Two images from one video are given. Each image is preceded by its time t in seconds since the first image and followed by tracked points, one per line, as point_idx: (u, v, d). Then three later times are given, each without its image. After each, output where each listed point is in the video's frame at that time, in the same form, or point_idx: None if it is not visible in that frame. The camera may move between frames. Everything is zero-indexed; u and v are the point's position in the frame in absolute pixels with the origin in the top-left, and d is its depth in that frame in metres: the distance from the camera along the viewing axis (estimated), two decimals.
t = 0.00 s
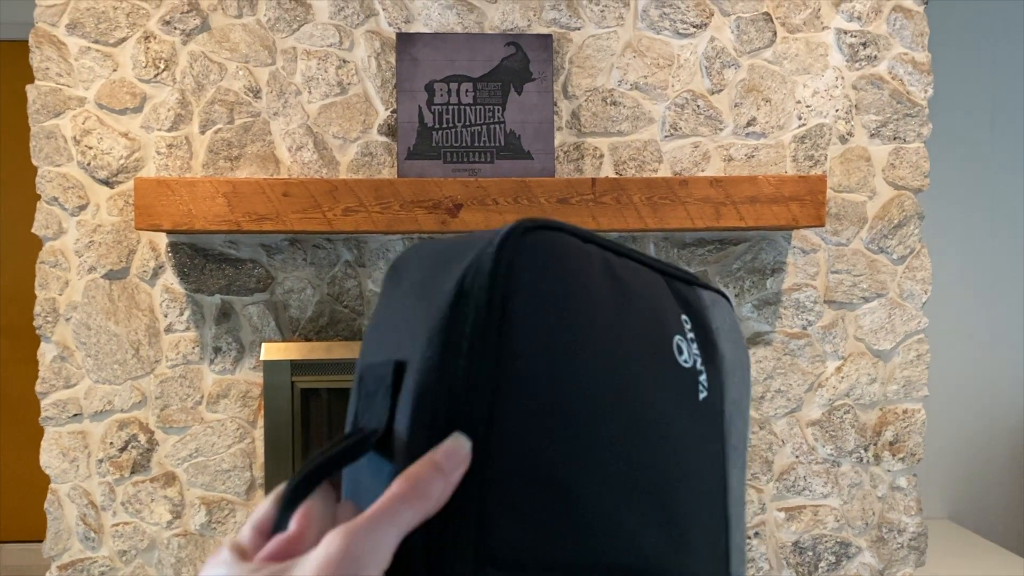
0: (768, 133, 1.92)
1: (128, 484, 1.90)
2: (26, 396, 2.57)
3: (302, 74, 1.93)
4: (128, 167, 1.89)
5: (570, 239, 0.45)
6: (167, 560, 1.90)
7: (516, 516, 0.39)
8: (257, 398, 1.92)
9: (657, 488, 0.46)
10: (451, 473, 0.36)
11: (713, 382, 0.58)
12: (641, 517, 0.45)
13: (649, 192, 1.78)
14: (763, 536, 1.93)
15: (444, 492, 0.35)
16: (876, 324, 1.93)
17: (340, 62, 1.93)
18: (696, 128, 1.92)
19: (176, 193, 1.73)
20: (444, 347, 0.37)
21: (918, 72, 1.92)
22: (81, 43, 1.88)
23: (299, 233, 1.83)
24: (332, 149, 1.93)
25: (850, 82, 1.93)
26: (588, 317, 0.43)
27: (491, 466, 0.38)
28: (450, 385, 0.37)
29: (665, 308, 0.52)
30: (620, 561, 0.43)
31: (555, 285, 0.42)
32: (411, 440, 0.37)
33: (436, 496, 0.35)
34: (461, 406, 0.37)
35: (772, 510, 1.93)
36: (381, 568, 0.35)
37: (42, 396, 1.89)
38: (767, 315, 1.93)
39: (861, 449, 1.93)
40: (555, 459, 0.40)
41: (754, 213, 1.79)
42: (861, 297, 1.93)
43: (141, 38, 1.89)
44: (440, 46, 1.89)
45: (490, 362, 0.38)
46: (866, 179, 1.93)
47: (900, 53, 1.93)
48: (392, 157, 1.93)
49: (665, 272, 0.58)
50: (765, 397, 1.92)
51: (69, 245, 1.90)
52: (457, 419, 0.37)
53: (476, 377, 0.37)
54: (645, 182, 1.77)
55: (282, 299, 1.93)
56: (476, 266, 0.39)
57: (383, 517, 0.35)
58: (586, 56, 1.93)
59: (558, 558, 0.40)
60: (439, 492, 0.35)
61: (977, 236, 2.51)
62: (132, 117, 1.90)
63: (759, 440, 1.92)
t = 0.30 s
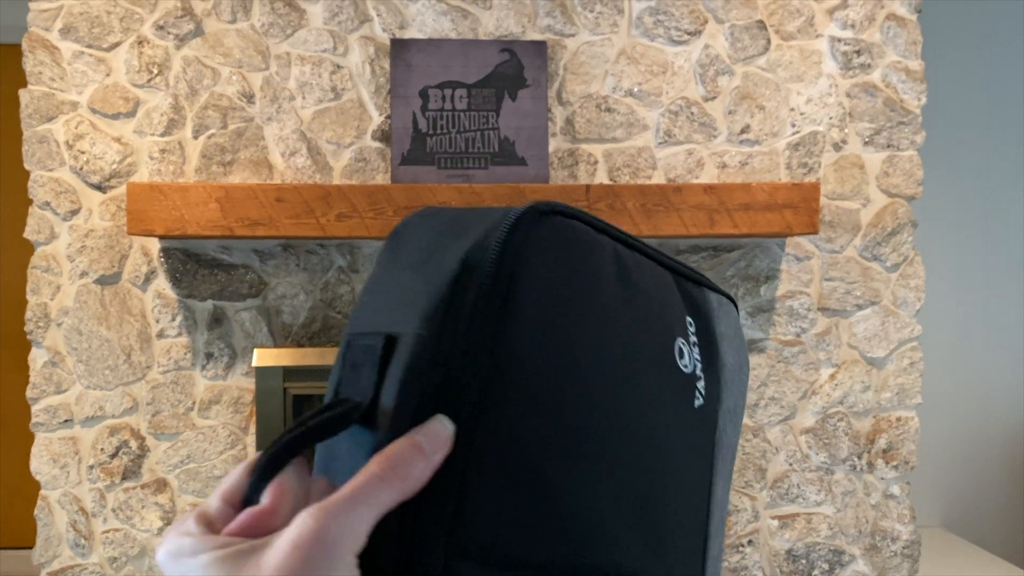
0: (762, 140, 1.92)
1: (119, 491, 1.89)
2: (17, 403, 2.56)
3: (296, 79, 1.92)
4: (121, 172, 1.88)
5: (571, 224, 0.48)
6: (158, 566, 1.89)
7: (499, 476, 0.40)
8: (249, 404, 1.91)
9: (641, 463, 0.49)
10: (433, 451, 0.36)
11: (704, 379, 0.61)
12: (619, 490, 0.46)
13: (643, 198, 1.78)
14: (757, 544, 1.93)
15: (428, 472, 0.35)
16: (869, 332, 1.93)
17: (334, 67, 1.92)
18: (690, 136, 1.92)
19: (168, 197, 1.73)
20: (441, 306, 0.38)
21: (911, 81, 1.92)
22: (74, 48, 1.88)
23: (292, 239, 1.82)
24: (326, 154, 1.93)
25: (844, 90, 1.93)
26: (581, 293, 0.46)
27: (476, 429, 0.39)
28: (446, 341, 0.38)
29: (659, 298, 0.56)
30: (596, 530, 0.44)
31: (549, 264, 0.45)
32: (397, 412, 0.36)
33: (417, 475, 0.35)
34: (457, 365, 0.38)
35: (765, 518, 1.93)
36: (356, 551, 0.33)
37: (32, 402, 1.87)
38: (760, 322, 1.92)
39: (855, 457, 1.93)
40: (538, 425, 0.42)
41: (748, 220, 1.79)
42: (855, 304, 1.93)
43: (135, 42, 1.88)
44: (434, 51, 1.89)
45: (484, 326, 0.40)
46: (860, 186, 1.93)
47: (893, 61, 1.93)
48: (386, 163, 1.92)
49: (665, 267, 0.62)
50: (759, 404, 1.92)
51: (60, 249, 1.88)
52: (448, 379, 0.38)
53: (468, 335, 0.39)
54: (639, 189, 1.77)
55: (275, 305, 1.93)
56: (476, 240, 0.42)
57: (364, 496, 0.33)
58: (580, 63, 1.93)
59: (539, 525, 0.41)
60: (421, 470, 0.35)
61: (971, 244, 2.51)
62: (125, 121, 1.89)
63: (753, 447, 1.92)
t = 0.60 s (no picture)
0: (757, 145, 1.93)
1: (113, 494, 1.88)
2: (10, 407, 2.55)
3: (292, 83, 1.92)
4: (116, 175, 1.88)
5: (552, 194, 0.50)
6: (152, 570, 1.88)
7: (492, 443, 0.43)
8: (244, 407, 1.91)
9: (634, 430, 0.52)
10: (423, 427, 0.39)
11: (686, 343, 0.64)
12: (613, 453, 0.49)
13: (638, 202, 1.78)
14: (752, 548, 1.93)
15: (416, 445, 0.39)
16: (864, 336, 1.93)
17: (330, 71, 1.93)
18: (685, 140, 1.93)
19: (164, 201, 1.73)
20: (424, 291, 0.42)
21: (906, 86, 1.93)
22: (70, 50, 1.87)
23: (287, 242, 1.82)
24: (322, 157, 1.93)
25: (839, 95, 1.93)
26: (566, 263, 0.48)
27: (466, 400, 0.42)
28: (430, 324, 0.41)
29: (637, 267, 0.58)
30: (591, 490, 0.47)
31: (533, 237, 0.47)
32: (386, 393, 0.41)
33: (407, 447, 0.39)
34: (442, 343, 0.41)
35: (761, 522, 1.93)
36: (354, 520, 0.39)
37: (26, 405, 1.87)
38: (756, 326, 1.93)
39: (850, 461, 1.93)
40: (531, 394, 0.44)
41: (743, 224, 1.80)
42: (850, 308, 1.93)
43: (131, 45, 1.88)
44: (431, 55, 1.89)
45: (470, 303, 0.43)
46: (855, 191, 1.93)
47: (888, 66, 1.94)
48: (382, 166, 1.92)
49: (642, 237, 0.65)
50: (755, 408, 1.92)
51: (55, 252, 1.88)
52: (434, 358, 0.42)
53: (452, 314, 0.42)
54: (634, 194, 1.78)
55: (270, 308, 1.93)
56: (458, 221, 0.44)
57: (357, 472, 0.38)
58: (576, 68, 1.93)
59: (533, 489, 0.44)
60: (410, 444, 0.39)
61: (965, 249, 2.52)
62: (120, 124, 1.89)
63: (748, 451, 1.92)
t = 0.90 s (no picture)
0: (752, 148, 1.94)
1: (111, 496, 1.89)
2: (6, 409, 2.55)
3: (289, 86, 1.93)
4: (114, 177, 1.88)
5: (543, 214, 0.50)
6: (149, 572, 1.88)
7: (479, 463, 0.42)
8: (241, 409, 1.92)
9: (611, 452, 0.52)
10: (412, 443, 0.38)
11: (666, 366, 0.65)
12: (592, 474, 0.49)
13: (635, 205, 1.78)
14: (747, 549, 1.94)
15: (404, 467, 0.38)
16: (858, 338, 1.95)
17: (327, 74, 1.93)
18: (681, 143, 1.94)
19: (161, 203, 1.73)
20: (416, 304, 0.40)
21: (900, 89, 1.94)
22: (67, 53, 1.88)
23: (285, 244, 1.83)
24: (319, 159, 1.94)
25: (834, 98, 1.95)
26: (553, 282, 0.48)
27: (453, 418, 0.41)
28: (416, 341, 0.40)
29: (621, 289, 0.58)
30: (572, 513, 0.47)
31: (524, 254, 0.46)
32: (372, 409, 0.39)
33: (395, 465, 0.37)
34: (432, 359, 0.40)
35: (756, 523, 1.94)
36: (340, 540, 0.37)
37: (24, 407, 1.87)
38: (751, 328, 1.94)
39: (844, 462, 1.94)
40: (517, 413, 0.43)
41: (738, 227, 1.81)
42: (844, 310, 1.94)
43: (128, 47, 1.88)
44: (428, 58, 1.90)
45: (461, 317, 0.41)
46: (849, 194, 1.94)
47: (882, 70, 1.95)
48: (379, 168, 1.93)
49: (628, 258, 0.65)
50: (750, 410, 1.93)
51: (52, 254, 1.88)
52: (423, 376, 0.40)
53: (442, 329, 0.40)
54: (631, 196, 1.78)
55: (267, 310, 1.93)
56: (452, 234, 0.43)
57: (346, 490, 0.37)
58: (572, 70, 1.94)
59: (516, 510, 0.43)
60: (399, 461, 0.37)
61: (958, 252, 2.54)
62: (118, 126, 1.89)
63: (743, 453, 1.93)
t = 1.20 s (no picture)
0: (748, 147, 1.94)
1: (107, 495, 1.89)
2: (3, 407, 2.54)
3: (286, 84, 1.93)
4: (110, 176, 1.88)
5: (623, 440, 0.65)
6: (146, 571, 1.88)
7: None
8: (238, 408, 1.91)
9: None
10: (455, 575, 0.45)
11: None
12: None
13: (631, 204, 1.80)
14: (743, 547, 1.94)
15: None
16: (854, 337, 1.95)
17: (324, 73, 1.93)
18: (677, 142, 1.94)
19: (158, 202, 1.73)
20: (511, 459, 0.55)
21: (896, 88, 1.95)
22: (64, 51, 1.88)
23: (281, 242, 1.83)
24: (316, 158, 1.94)
25: (829, 97, 1.95)
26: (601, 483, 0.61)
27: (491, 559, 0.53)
28: (507, 473, 0.54)
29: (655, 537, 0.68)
30: None
31: (592, 459, 0.61)
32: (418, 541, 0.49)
33: None
34: (499, 508, 0.53)
35: (751, 522, 1.95)
36: None
37: (20, 406, 1.87)
38: (747, 327, 1.95)
39: (839, 460, 1.95)
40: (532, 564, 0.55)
41: (734, 226, 1.81)
42: (840, 309, 1.95)
43: (125, 46, 1.88)
44: (424, 57, 1.90)
45: (529, 484, 0.56)
46: (845, 193, 1.95)
47: (877, 69, 1.95)
48: (376, 168, 1.93)
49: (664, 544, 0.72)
50: (745, 408, 1.94)
51: (49, 253, 1.88)
52: (503, 512, 0.54)
53: (518, 484, 0.55)
54: (627, 195, 1.79)
55: (264, 309, 1.93)
56: (560, 427, 0.60)
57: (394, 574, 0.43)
58: (569, 69, 1.95)
59: None
60: None
61: (954, 252, 2.54)
62: (114, 125, 1.89)
63: (739, 451, 1.94)
